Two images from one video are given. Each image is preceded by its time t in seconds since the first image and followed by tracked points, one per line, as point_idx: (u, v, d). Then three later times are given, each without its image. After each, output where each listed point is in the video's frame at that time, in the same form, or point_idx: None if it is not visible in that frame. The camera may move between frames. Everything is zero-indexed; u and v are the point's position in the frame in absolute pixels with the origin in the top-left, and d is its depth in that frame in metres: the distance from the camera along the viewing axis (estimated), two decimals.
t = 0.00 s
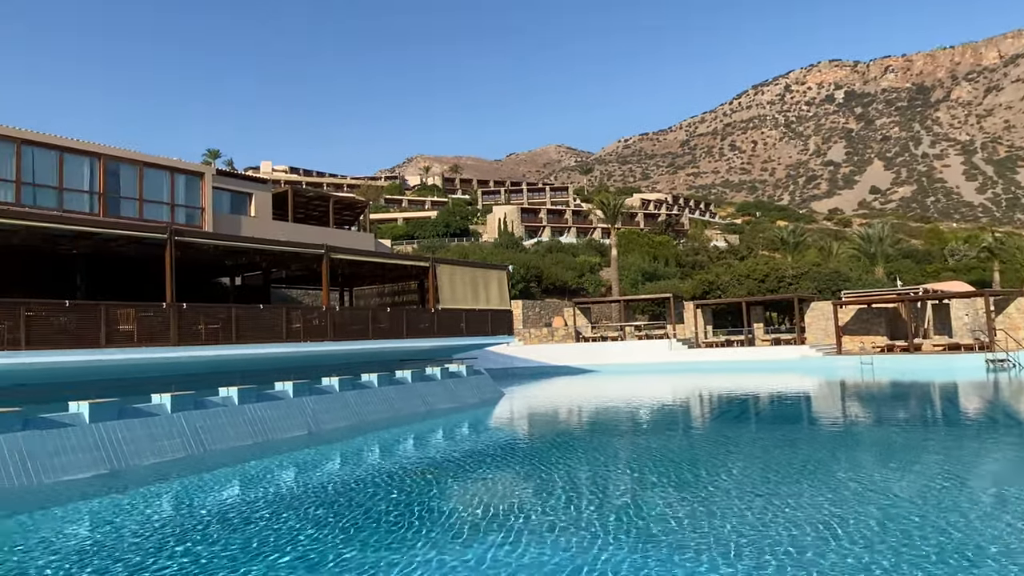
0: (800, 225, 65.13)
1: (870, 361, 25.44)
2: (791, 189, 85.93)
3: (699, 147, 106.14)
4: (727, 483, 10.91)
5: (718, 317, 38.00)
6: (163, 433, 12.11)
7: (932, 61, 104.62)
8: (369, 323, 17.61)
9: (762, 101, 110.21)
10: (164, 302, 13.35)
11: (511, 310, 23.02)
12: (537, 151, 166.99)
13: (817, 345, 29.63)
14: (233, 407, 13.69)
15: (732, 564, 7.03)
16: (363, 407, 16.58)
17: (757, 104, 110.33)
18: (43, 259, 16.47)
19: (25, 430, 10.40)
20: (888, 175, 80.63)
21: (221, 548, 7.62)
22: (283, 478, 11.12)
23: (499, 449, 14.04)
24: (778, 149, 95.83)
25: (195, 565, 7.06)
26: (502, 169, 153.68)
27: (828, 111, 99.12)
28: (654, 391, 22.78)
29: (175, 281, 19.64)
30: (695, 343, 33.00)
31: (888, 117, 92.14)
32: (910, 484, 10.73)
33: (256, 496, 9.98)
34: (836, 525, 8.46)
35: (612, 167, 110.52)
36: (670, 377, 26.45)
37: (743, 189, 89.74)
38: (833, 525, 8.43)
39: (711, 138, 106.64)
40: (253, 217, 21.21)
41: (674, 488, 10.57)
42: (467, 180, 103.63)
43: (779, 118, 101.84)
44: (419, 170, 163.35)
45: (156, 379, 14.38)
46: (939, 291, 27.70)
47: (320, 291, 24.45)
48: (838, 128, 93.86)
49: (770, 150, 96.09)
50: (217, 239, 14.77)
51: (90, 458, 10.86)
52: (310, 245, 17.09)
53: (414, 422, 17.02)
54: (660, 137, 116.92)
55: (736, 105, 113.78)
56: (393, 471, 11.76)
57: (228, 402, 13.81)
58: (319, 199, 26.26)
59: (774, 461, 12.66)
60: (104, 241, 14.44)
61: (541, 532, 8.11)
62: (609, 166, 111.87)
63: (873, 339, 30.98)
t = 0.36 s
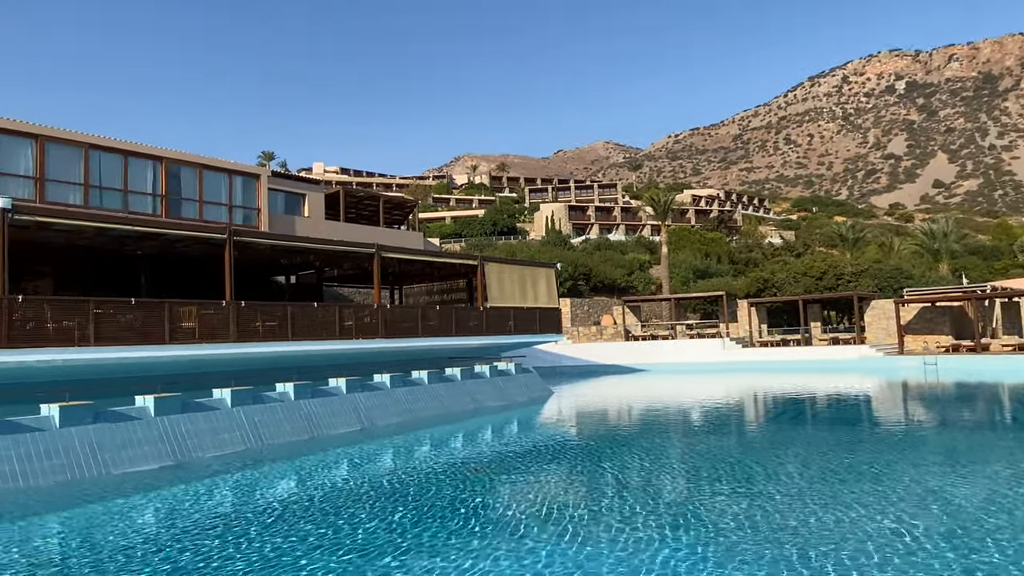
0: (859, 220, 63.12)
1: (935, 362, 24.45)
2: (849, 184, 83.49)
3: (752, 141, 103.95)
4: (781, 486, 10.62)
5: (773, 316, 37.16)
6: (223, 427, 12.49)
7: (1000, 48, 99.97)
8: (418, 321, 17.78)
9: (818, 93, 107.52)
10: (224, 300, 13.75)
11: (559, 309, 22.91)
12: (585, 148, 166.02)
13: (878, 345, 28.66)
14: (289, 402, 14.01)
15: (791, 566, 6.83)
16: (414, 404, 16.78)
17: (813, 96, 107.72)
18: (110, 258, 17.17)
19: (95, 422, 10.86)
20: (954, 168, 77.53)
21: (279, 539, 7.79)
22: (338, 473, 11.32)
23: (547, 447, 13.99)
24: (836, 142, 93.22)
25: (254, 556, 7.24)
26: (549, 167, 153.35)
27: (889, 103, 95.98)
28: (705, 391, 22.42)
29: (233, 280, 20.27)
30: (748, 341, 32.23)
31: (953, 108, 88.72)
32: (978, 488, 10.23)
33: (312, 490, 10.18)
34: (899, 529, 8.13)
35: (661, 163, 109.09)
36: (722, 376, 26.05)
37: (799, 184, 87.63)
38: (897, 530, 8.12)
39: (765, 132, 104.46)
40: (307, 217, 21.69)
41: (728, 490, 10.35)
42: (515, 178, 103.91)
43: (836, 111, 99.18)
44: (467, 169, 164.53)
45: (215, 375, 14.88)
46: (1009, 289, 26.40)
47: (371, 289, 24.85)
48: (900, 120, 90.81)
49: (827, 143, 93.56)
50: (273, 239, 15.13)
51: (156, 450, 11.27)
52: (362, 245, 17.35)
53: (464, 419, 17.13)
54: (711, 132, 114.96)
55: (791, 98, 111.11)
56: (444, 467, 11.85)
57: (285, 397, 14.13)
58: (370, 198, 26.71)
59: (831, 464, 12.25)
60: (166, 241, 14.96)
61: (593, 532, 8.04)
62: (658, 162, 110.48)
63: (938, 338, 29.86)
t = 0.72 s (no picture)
0: (898, 217, 61.72)
1: (978, 363, 23.72)
2: (888, 180, 81.68)
3: (787, 137, 102.28)
4: (815, 487, 10.47)
5: (809, 315, 36.58)
6: (260, 422, 12.72)
7: None
8: (449, 319, 17.88)
9: (856, 87, 105.35)
10: (260, 298, 14.00)
11: (590, 308, 22.81)
12: (615, 146, 165.00)
13: (917, 345, 27.96)
14: (324, 399, 14.20)
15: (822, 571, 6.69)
16: (445, 401, 16.88)
17: (850, 90, 105.64)
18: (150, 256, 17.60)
19: (137, 416, 11.13)
20: (998, 163, 75.35)
21: (309, 533, 7.91)
22: (370, 469, 11.45)
23: (578, 445, 13.98)
24: (873, 137, 91.24)
25: (284, 549, 7.35)
26: (580, 164, 152.80)
27: (930, 97, 93.69)
28: (738, 391, 22.11)
29: (269, 278, 20.63)
30: (783, 340, 31.59)
31: (998, 101, 86.25)
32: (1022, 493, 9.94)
33: (344, 484, 10.30)
34: (938, 534, 7.94)
35: (694, 160, 107.85)
36: (756, 376, 25.70)
37: (835, 180, 86.05)
38: (933, 534, 7.92)
39: (800, 128, 102.73)
40: (341, 215, 21.94)
41: (759, 491, 10.19)
42: (545, 175, 103.84)
43: (875, 106, 97.11)
44: (496, 167, 164.91)
45: (252, 371, 15.17)
46: None
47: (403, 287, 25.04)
48: (941, 115, 88.53)
49: (865, 138, 91.64)
50: (308, 238, 15.34)
51: (194, 444, 11.53)
52: (394, 243, 17.50)
53: (494, 416, 17.18)
54: (744, 128, 113.40)
55: (828, 92, 109.06)
56: (475, 465, 11.89)
57: (319, 393, 14.34)
58: (402, 197, 26.91)
59: (868, 466, 12.02)
60: (204, 240, 15.27)
61: (619, 531, 7.99)
62: (690, 158, 109.28)
63: (982, 338, 29.08)
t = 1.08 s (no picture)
0: (917, 215, 61.04)
1: (998, 363, 23.36)
2: (907, 177, 80.73)
3: (804, 134, 101.42)
4: (831, 487, 10.40)
5: (825, 314, 36.31)
6: (275, 418, 12.82)
7: None
8: (463, 317, 17.93)
9: (874, 83, 104.23)
10: (276, 295, 14.10)
11: (604, 305, 22.74)
12: (630, 143, 164.32)
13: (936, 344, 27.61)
14: (339, 395, 14.30)
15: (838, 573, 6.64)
16: (460, 398, 16.94)
17: (868, 86, 104.55)
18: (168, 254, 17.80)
19: (155, 411, 11.27)
20: (1019, 160, 74.24)
21: (325, 529, 7.96)
22: (385, 465, 11.52)
23: (590, 444, 13.95)
24: (892, 134, 90.18)
25: (301, 544, 7.40)
26: (594, 161, 152.37)
27: (950, 92, 92.50)
28: (753, 390, 21.95)
29: (285, 275, 20.80)
30: (800, 339, 31.28)
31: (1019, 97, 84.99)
32: None
33: (359, 481, 10.35)
34: (956, 534, 7.87)
35: (709, 157, 107.17)
36: (771, 375, 25.50)
37: (853, 177, 85.22)
38: (952, 535, 7.85)
39: (817, 125, 101.84)
40: (355, 213, 22.04)
41: (775, 491, 10.12)
42: (559, 173, 103.71)
43: (893, 102, 96.02)
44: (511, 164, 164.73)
45: (268, 367, 15.31)
46: None
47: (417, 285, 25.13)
48: (962, 110, 87.32)
49: (883, 135, 90.57)
50: (323, 236, 15.42)
51: (211, 439, 11.65)
52: (408, 241, 17.55)
53: (508, 414, 17.20)
54: (761, 125, 112.57)
55: (845, 88, 107.98)
56: (489, 462, 11.92)
57: (334, 389, 14.43)
58: (416, 195, 27.02)
59: (883, 466, 11.91)
60: (221, 237, 15.41)
61: (634, 530, 7.97)
62: (705, 156, 108.65)
63: (1002, 338, 28.69)
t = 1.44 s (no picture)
0: (923, 215, 60.81)
1: (1005, 363, 23.26)
2: (913, 176, 80.43)
3: (810, 133, 101.13)
4: (835, 487, 10.38)
5: (831, 314, 36.22)
6: (280, 416, 12.86)
7: None
8: (468, 315, 17.94)
9: (881, 82, 103.91)
10: (281, 293, 14.12)
11: (609, 304, 22.70)
12: (635, 143, 164.14)
13: (942, 345, 27.49)
14: (343, 393, 14.33)
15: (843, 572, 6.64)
16: (464, 397, 16.95)
17: (875, 85, 104.22)
18: (173, 251, 17.84)
19: (161, 409, 11.32)
20: None
21: (328, 528, 7.90)
22: (388, 463, 11.52)
23: (594, 443, 13.93)
24: (898, 133, 89.82)
25: (304, 544, 7.34)
26: (599, 160, 152.18)
27: (957, 92, 92.08)
28: (758, 390, 21.89)
29: (290, 274, 20.83)
30: (805, 339, 31.10)
31: None
32: None
33: (361, 479, 10.32)
34: (963, 536, 7.84)
35: (714, 156, 106.97)
36: (776, 374, 25.45)
37: (859, 177, 84.94)
38: (960, 537, 7.81)
39: (823, 124, 101.55)
40: (360, 212, 22.06)
41: (779, 491, 10.10)
42: (564, 172, 103.61)
43: (900, 101, 95.69)
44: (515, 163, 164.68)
45: (273, 365, 15.34)
46: None
47: (422, 283, 25.15)
48: (969, 110, 86.88)
49: (890, 134, 90.21)
50: (328, 234, 15.40)
51: (216, 437, 11.67)
52: (413, 240, 17.56)
53: (511, 413, 17.19)
54: (767, 124, 112.26)
55: (852, 88, 107.65)
56: (492, 461, 11.91)
57: (339, 388, 14.46)
58: (421, 193, 27.03)
59: (890, 467, 11.85)
60: (227, 236, 15.44)
61: (639, 529, 7.98)
62: (711, 155, 108.43)
63: (1009, 339, 28.58)
